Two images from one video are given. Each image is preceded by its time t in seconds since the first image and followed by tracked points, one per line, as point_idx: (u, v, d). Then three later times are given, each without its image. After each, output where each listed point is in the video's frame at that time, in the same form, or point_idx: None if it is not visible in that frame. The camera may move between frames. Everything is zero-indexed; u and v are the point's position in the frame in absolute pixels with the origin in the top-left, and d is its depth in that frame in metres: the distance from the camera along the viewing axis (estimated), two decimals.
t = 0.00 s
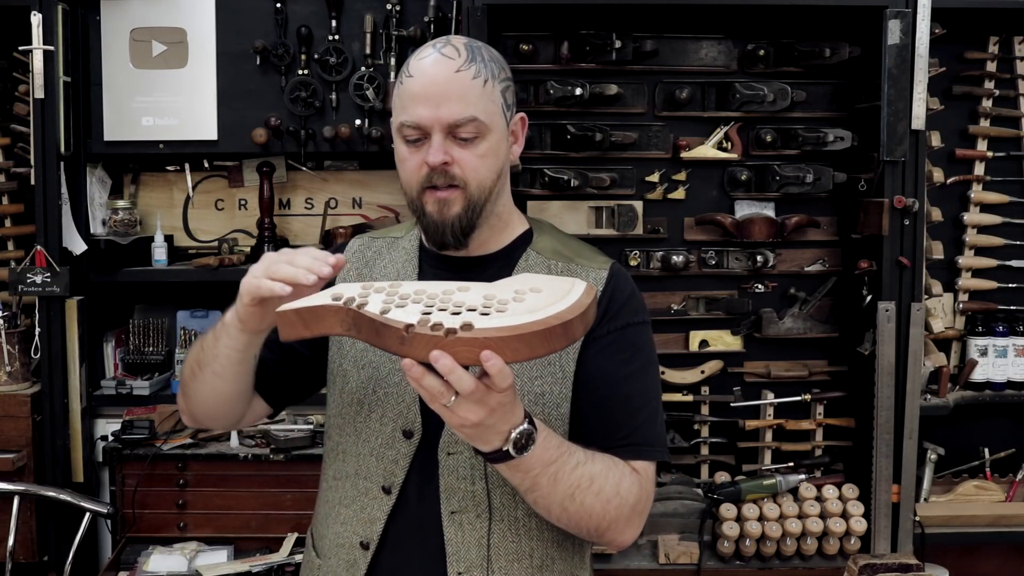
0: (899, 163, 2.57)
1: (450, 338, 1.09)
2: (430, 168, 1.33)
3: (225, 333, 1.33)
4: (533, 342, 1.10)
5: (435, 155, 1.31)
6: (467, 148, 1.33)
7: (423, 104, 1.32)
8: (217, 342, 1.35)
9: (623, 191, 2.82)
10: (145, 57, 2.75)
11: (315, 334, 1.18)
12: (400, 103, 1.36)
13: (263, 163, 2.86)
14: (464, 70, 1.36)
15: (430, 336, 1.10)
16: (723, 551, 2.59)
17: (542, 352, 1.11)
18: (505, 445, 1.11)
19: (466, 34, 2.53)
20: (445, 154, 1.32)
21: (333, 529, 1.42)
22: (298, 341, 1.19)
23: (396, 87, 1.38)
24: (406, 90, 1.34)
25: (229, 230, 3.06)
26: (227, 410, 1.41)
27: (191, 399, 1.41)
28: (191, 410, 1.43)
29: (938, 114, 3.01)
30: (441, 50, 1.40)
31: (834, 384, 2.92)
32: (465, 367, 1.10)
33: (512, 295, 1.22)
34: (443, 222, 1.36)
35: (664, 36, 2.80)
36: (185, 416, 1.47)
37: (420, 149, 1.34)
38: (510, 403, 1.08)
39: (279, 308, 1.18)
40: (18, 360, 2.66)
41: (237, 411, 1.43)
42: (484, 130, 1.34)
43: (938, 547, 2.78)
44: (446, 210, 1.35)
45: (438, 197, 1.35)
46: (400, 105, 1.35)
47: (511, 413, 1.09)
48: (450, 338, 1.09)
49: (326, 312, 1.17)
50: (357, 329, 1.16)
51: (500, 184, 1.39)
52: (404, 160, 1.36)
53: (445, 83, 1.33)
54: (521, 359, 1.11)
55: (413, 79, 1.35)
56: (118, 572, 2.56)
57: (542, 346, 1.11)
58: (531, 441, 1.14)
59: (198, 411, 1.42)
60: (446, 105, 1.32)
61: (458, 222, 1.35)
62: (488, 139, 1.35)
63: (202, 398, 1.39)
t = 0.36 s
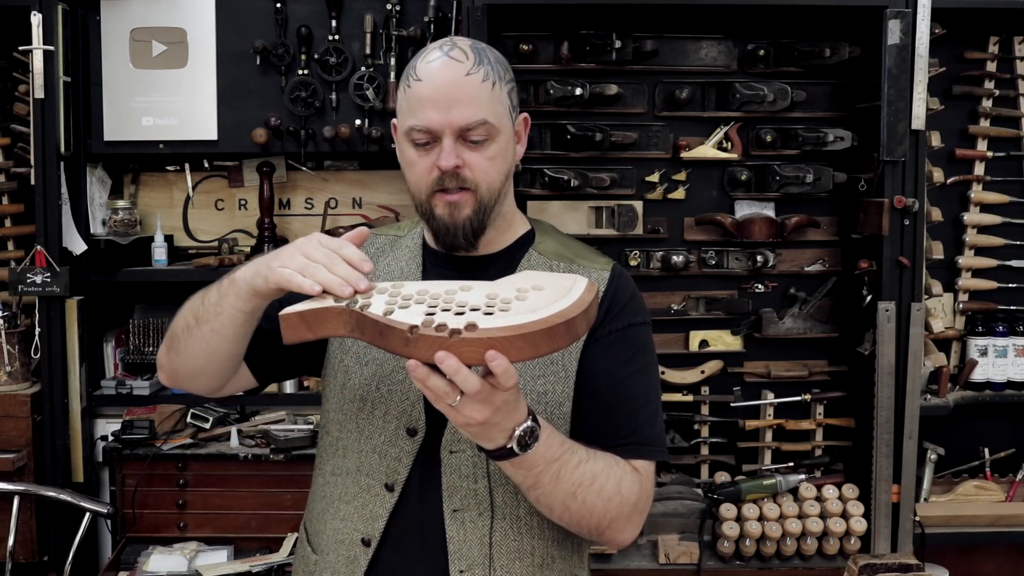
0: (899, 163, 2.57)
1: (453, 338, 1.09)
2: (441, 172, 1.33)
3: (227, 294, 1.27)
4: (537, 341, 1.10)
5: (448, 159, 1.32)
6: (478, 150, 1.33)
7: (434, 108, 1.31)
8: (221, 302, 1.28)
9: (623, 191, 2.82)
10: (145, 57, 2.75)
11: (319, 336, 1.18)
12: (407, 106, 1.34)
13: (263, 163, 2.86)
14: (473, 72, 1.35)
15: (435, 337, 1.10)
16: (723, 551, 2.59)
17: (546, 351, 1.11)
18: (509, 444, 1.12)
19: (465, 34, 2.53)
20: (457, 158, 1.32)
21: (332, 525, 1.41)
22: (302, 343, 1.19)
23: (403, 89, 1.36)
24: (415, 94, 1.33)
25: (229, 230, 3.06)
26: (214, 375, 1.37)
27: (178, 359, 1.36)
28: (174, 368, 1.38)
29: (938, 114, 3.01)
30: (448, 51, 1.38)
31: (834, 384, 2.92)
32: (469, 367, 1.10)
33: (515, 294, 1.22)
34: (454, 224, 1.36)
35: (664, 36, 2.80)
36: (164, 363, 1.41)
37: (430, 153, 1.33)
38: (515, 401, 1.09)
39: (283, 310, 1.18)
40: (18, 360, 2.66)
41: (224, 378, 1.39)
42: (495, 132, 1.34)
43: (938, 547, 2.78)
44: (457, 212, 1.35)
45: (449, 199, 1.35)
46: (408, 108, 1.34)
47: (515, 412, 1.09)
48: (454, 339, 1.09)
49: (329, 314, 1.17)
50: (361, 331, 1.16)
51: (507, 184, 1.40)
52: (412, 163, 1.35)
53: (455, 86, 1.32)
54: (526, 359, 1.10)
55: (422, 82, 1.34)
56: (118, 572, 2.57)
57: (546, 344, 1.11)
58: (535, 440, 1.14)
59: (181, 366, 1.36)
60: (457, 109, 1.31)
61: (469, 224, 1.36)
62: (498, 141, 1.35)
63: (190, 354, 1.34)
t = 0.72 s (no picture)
0: (899, 163, 2.57)
1: (440, 357, 1.09)
2: (446, 173, 1.33)
3: (258, 298, 1.23)
4: (522, 350, 1.10)
5: (453, 160, 1.32)
6: (482, 151, 1.33)
7: (438, 110, 1.32)
8: (248, 306, 1.24)
9: (622, 191, 2.82)
10: (145, 57, 2.75)
11: (309, 359, 1.20)
12: (410, 107, 1.34)
13: (263, 163, 2.86)
14: (476, 72, 1.35)
15: (421, 356, 1.10)
16: (723, 551, 2.59)
17: (532, 359, 1.11)
18: (505, 451, 1.12)
19: (465, 33, 2.53)
20: (461, 158, 1.32)
21: (334, 525, 1.40)
22: (293, 367, 1.21)
23: (405, 90, 1.36)
24: (419, 95, 1.33)
25: (229, 230, 3.06)
26: (225, 375, 1.33)
27: (189, 354, 1.31)
28: (182, 363, 1.34)
29: (938, 114, 3.01)
30: (449, 52, 1.38)
31: (834, 384, 2.91)
32: (458, 380, 1.10)
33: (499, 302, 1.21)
34: (460, 224, 1.36)
35: (664, 36, 2.80)
36: (168, 353, 1.36)
37: (434, 154, 1.33)
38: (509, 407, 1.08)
39: (271, 338, 1.20)
40: (18, 360, 2.66)
41: (233, 378, 1.36)
42: (498, 132, 1.34)
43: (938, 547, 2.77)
44: (462, 212, 1.35)
45: (453, 200, 1.35)
46: (412, 109, 1.34)
47: (510, 417, 1.09)
48: (440, 357, 1.09)
49: (319, 339, 1.18)
50: (349, 352, 1.17)
51: (511, 183, 1.40)
52: (416, 164, 1.35)
53: (458, 86, 1.33)
54: (513, 369, 1.10)
55: (425, 83, 1.34)
56: (118, 572, 2.57)
57: (532, 352, 1.10)
58: (530, 444, 1.14)
59: (191, 361, 1.32)
60: (461, 110, 1.32)
61: (473, 224, 1.36)
62: (502, 141, 1.35)
63: (204, 351, 1.29)
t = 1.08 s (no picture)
0: (899, 163, 2.57)
1: (412, 374, 1.06)
2: (447, 169, 1.33)
3: (286, 298, 1.21)
4: (496, 359, 1.05)
5: (454, 156, 1.31)
6: (483, 147, 1.33)
7: (437, 106, 1.32)
8: (272, 303, 1.22)
9: (622, 191, 2.82)
10: (145, 57, 2.75)
11: (293, 385, 1.20)
12: (409, 105, 1.34)
13: (263, 163, 2.86)
14: (474, 69, 1.36)
15: (396, 374, 1.07)
16: (723, 551, 2.59)
17: (507, 366, 1.07)
18: (496, 459, 1.11)
19: (466, 33, 2.53)
20: (462, 154, 1.32)
21: (336, 522, 1.40)
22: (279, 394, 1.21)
23: (404, 89, 1.36)
24: (418, 93, 1.33)
25: (229, 230, 3.06)
26: (235, 361, 1.31)
27: (201, 336, 1.29)
28: (191, 343, 1.31)
29: (938, 114, 3.01)
30: (446, 50, 1.38)
31: (834, 384, 2.91)
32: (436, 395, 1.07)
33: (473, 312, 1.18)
34: (462, 221, 1.36)
35: (664, 36, 2.80)
36: (180, 330, 1.33)
37: (435, 151, 1.33)
38: (494, 416, 1.08)
39: (253, 368, 1.20)
40: (18, 360, 2.66)
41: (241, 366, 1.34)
42: (498, 127, 1.34)
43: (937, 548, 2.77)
44: (464, 209, 1.35)
45: (455, 197, 1.35)
46: (411, 107, 1.34)
47: (494, 426, 1.08)
48: (413, 374, 1.06)
49: (300, 363, 1.18)
50: (328, 373, 1.16)
51: (511, 180, 1.40)
52: (417, 163, 1.35)
53: (457, 83, 1.33)
54: (490, 378, 1.06)
55: (423, 81, 1.34)
56: (118, 572, 2.57)
57: (506, 360, 1.06)
58: (519, 450, 1.13)
59: (202, 344, 1.30)
60: (460, 105, 1.32)
61: (476, 221, 1.36)
62: (502, 137, 1.35)
63: (220, 338, 1.27)
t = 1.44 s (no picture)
0: (899, 163, 2.58)
1: (406, 374, 1.07)
2: (452, 166, 1.32)
3: (330, 291, 1.19)
4: (487, 354, 1.06)
5: (459, 153, 1.31)
6: (487, 144, 1.33)
7: (442, 103, 1.31)
8: (311, 297, 1.20)
9: (622, 191, 2.82)
10: (145, 57, 2.75)
11: (286, 400, 1.18)
12: (413, 103, 1.34)
13: (263, 164, 2.86)
14: (476, 66, 1.36)
15: (389, 375, 1.08)
16: (723, 551, 2.59)
17: (499, 359, 1.07)
18: (494, 458, 1.11)
19: (466, 33, 2.53)
20: (468, 151, 1.31)
21: (339, 523, 1.40)
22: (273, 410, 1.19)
23: (406, 86, 1.36)
24: (422, 90, 1.33)
25: (229, 230, 3.06)
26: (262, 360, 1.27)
27: (225, 336, 1.24)
28: (210, 345, 1.26)
29: (938, 114, 3.01)
30: (448, 47, 1.38)
31: (834, 384, 2.91)
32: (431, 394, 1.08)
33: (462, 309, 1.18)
34: (467, 218, 1.36)
35: (664, 36, 2.80)
36: (196, 332, 1.27)
37: (439, 148, 1.33)
38: (489, 413, 1.08)
39: (243, 385, 1.17)
40: (18, 360, 2.66)
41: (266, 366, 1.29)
42: (501, 125, 1.34)
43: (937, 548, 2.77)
44: (469, 206, 1.35)
45: (460, 194, 1.35)
46: (416, 105, 1.33)
47: (491, 423, 1.08)
48: (406, 374, 1.06)
49: (291, 378, 1.16)
50: (321, 385, 1.15)
51: (513, 177, 1.40)
52: (421, 161, 1.35)
53: (462, 80, 1.33)
54: (482, 373, 1.07)
55: (427, 78, 1.34)
56: (118, 572, 2.57)
57: (497, 354, 1.07)
58: (518, 447, 1.13)
59: (225, 345, 1.25)
60: (465, 102, 1.31)
61: (480, 217, 1.36)
62: (505, 134, 1.35)
63: (249, 335, 1.23)
